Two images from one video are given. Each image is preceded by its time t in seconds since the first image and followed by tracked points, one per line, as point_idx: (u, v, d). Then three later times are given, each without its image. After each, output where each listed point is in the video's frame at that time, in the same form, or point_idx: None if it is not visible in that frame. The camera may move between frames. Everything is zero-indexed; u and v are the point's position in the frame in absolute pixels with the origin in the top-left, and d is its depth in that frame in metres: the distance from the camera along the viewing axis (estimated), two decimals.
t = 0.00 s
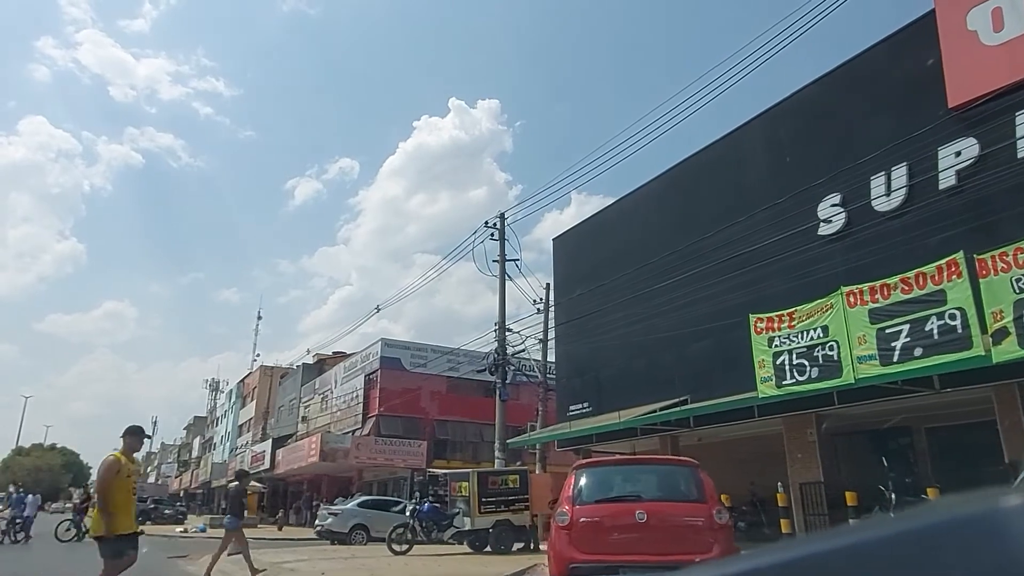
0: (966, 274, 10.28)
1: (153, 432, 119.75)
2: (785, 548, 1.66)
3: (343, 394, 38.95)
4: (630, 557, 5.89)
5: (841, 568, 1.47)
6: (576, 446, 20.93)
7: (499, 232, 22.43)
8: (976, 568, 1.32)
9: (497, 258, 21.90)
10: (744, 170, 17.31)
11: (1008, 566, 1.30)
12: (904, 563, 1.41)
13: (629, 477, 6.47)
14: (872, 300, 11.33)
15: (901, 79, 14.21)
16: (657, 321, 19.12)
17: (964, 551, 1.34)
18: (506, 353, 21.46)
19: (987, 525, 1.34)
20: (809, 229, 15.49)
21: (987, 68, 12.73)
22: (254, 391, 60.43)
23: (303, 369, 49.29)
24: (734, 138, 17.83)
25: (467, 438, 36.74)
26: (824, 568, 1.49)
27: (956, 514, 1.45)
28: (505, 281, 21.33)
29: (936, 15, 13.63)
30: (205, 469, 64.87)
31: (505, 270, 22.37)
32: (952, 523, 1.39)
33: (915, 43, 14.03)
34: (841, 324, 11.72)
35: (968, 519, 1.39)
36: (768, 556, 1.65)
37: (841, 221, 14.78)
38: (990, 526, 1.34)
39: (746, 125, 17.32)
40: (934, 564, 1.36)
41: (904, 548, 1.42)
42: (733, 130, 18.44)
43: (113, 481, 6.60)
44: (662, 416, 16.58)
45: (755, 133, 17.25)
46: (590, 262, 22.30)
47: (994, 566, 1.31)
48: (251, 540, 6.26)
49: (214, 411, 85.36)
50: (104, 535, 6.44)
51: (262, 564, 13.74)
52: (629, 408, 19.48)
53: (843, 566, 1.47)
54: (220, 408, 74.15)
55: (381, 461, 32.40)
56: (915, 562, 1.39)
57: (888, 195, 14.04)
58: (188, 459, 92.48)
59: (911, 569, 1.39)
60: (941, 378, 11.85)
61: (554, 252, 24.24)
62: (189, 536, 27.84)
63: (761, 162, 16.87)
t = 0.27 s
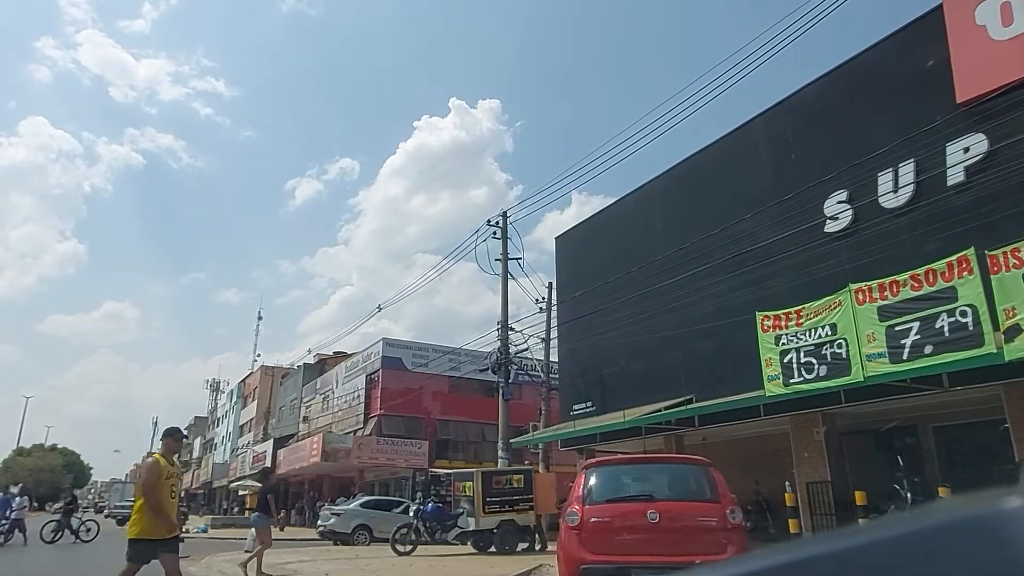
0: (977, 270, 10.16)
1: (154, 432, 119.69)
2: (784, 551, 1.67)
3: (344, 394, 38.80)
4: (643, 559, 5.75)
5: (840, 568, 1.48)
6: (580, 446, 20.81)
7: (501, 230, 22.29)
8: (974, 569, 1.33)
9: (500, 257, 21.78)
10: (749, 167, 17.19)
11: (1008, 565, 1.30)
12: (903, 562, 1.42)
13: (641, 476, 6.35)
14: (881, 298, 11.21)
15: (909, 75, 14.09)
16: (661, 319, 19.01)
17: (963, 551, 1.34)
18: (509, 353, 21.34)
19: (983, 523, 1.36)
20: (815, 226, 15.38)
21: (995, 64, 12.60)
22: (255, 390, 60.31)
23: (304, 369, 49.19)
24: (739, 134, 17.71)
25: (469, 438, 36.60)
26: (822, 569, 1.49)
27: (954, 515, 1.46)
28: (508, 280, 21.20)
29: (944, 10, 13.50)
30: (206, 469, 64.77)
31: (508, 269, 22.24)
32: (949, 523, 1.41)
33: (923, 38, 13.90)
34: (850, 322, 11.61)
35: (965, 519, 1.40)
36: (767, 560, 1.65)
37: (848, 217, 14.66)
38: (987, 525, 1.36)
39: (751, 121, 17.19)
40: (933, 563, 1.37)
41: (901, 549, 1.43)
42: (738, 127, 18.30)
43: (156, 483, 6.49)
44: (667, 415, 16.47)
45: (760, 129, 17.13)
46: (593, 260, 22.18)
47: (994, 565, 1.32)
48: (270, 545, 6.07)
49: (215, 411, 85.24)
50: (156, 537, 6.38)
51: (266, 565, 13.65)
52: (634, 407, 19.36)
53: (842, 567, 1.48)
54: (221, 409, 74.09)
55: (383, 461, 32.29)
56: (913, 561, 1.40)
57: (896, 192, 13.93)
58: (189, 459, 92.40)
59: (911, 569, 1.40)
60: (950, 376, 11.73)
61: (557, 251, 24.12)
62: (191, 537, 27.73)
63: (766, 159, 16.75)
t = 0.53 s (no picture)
0: (988, 267, 10.03)
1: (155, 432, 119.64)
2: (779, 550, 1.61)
3: (346, 394, 38.67)
4: (656, 560, 5.63)
5: (844, 569, 1.42)
6: (583, 446, 20.68)
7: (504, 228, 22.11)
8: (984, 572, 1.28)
9: (503, 256, 21.64)
10: (752, 165, 17.10)
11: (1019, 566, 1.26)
12: (907, 563, 1.37)
13: (653, 476, 6.23)
14: (890, 295, 11.09)
15: (916, 71, 13.96)
16: (665, 319, 18.89)
17: (972, 552, 1.30)
18: (512, 352, 21.21)
19: (985, 523, 1.31)
20: (820, 224, 15.26)
21: (1005, 59, 12.46)
22: (256, 390, 60.23)
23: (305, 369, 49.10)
24: (743, 132, 17.59)
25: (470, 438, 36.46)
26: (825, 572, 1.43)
27: (954, 512, 1.42)
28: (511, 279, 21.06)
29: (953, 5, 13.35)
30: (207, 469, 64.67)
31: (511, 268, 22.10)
32: (951, 522, 1.36)
33: (930, 32, 13.77)
34: (858, 319, 11.48)
35: (966, 518, 1.36)
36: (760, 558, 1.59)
37: (855, 215, 14.54)
38: (989, 525, 1.31)
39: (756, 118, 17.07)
40: (938, 563, 1.33)
41: (904, 549, 1.38)
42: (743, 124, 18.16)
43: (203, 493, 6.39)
44: (671, 415, 16.34)
45: (765, 127, 17.00)
46: (595, 259, 22.05)
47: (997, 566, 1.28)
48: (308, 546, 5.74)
49: (215, 411, 85.15)
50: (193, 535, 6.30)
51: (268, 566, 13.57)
52: (638, 406, 19.22)
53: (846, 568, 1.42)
54: (222, 409, 73.98)
55: (385, 461, 32.18)
56: (918, 561, 1.35)
57: (903, 188, 13.80)
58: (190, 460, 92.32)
59: (916, 570, 1.34)
60: (959, 374, 11.60)
61: (560, 250, 23.99)
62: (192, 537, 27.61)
63: (771, 157, 16.63)
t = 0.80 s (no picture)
0: (1000, 263, 9.91)
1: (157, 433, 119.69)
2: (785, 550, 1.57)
3: (348, 395, 38.55)
4: (669, 561, 5.51)
5: (843, 570, 1.38)
6: (587, 445, 20.56)
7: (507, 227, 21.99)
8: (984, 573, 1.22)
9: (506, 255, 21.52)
10: (757, 162, 16.98)
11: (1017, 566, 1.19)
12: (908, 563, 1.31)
13: (665, 475, 6.11)
14: (899, 293, 10.96)
15: (923, 67, 13.84)
16: (670, 317, 18.79)
17: (968, 552, 1.24)
18: (515, 352, 21.08)
19: (984, 523, 1.25)
20: (826, 222, 15.14)
21: (1014, 54, 12.32)
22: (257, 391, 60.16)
23: (307, 369, 49.01)
24: (748, 130, 17.47)
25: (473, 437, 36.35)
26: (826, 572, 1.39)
27: (960, 513, 1.35)
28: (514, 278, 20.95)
29: None
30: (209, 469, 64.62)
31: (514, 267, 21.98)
32: (950, 521, 1.30)
33: (938, 28, 13.63)
34: (867, 317, 11.35)
35: (967, 518, 1.29)
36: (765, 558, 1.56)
37: (862, 212, 14.42)
38: (989, 524, 1.25)
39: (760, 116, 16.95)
40: (938, 564, 1.26)
41: (906, 549, 1.33)
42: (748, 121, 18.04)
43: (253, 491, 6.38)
44: (677, 414, 16.22)
45: (770, 124, 16.88)
46: (599, 257, 21.94)
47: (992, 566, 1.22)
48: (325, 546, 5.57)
49: (217, 411, 85.08)
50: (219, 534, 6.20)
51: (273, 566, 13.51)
52: (643, 406, 19.09)
53: (848, 569, 1.38)
54: (224, 409, 73.90)
55: (387, 462, 32.08)
56: (918, 561, 1.29)
57: (911, 185, 13.67)
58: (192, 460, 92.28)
59: (915, 571, 1.29)
60: (969, 373, 11.48)
61: (563, 249, 23.88)
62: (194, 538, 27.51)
63: (776, 154, 16.51)
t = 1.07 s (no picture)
0: (1011, 260, 9.81)
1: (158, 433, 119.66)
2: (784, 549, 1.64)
3: (349, 394, 38.44)
4: (681, 562, 5.41)
5: (845, 568, 1.46)
6: (591, 445, 20.48)
7: (511, 226, 21.88)
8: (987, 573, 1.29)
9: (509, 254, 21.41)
10: (763, 160, 16.89)
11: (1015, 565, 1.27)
12: (908, 562, 1.39)
13: (676, 474, 6.01)
14: (908, 290, 10.84)
15: (928, 64, 13.76)
16: (674, 316, 18.71)
17: (966, 553, 1.32)
18: (518, 351, 20.96)
19: (985, 525, 1.33)
20: (831, 220, 15.06)
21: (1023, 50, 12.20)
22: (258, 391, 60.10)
23: (308, 369, 48.90)
24: (753, 127, 17.37)
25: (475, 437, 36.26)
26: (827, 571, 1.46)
27: (957, 514, 1.44)
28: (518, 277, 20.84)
29: None
30: (210, 469, 64.58)
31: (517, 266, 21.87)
32: (949, 524, 1.38)
33: (945, 24, 13.52)
34: (875, 315, 11.23)
35: (966, 520, 1.37)
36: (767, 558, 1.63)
37: (869, 209, 14.31)
38: (987, 525, 1.33)
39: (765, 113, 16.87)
40: (938, 564, 1.34)
41: (907, 548, 1.40)
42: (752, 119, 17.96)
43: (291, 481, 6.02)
44: (682, 413, 16.12)
45: (776, 121, 16.77)
46: (603, 256, 21.84)
47: (988, 566, 1.30)
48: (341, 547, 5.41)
49: (217, 411, 85.05)
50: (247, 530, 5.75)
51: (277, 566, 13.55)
52: (647, 405, 18.98)
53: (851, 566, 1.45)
54: (225, 409, 73.86)
55: (389, 462, 32.00)
56: (919, 561, 1.37)
57: (918, 182, 13.56)
58: (193, 460, 92.27)
59: (917, 569, 1.36)
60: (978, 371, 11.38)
61: (566, 248, 23.80)
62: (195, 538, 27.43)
63: (781, 152, 16.43)
